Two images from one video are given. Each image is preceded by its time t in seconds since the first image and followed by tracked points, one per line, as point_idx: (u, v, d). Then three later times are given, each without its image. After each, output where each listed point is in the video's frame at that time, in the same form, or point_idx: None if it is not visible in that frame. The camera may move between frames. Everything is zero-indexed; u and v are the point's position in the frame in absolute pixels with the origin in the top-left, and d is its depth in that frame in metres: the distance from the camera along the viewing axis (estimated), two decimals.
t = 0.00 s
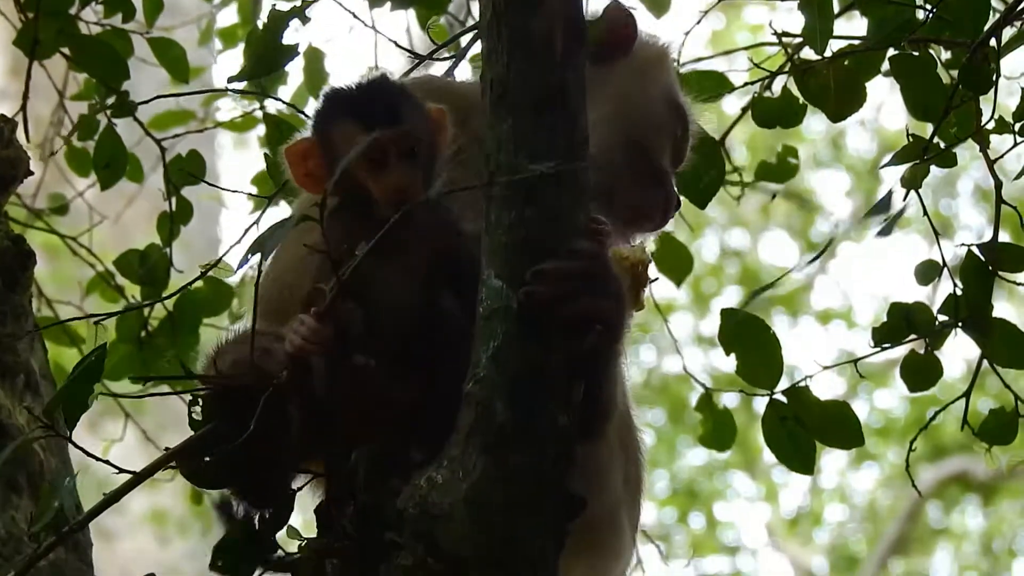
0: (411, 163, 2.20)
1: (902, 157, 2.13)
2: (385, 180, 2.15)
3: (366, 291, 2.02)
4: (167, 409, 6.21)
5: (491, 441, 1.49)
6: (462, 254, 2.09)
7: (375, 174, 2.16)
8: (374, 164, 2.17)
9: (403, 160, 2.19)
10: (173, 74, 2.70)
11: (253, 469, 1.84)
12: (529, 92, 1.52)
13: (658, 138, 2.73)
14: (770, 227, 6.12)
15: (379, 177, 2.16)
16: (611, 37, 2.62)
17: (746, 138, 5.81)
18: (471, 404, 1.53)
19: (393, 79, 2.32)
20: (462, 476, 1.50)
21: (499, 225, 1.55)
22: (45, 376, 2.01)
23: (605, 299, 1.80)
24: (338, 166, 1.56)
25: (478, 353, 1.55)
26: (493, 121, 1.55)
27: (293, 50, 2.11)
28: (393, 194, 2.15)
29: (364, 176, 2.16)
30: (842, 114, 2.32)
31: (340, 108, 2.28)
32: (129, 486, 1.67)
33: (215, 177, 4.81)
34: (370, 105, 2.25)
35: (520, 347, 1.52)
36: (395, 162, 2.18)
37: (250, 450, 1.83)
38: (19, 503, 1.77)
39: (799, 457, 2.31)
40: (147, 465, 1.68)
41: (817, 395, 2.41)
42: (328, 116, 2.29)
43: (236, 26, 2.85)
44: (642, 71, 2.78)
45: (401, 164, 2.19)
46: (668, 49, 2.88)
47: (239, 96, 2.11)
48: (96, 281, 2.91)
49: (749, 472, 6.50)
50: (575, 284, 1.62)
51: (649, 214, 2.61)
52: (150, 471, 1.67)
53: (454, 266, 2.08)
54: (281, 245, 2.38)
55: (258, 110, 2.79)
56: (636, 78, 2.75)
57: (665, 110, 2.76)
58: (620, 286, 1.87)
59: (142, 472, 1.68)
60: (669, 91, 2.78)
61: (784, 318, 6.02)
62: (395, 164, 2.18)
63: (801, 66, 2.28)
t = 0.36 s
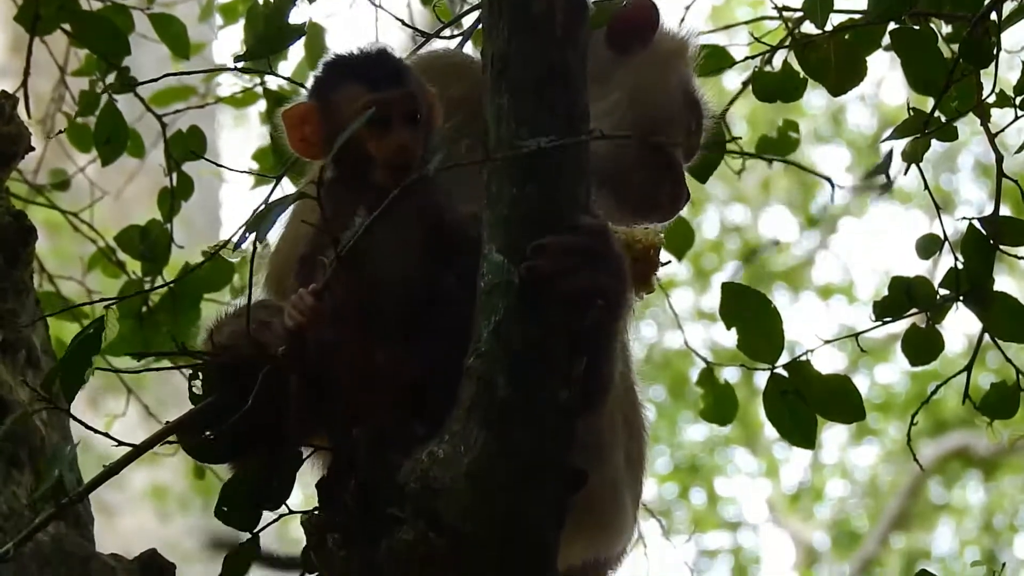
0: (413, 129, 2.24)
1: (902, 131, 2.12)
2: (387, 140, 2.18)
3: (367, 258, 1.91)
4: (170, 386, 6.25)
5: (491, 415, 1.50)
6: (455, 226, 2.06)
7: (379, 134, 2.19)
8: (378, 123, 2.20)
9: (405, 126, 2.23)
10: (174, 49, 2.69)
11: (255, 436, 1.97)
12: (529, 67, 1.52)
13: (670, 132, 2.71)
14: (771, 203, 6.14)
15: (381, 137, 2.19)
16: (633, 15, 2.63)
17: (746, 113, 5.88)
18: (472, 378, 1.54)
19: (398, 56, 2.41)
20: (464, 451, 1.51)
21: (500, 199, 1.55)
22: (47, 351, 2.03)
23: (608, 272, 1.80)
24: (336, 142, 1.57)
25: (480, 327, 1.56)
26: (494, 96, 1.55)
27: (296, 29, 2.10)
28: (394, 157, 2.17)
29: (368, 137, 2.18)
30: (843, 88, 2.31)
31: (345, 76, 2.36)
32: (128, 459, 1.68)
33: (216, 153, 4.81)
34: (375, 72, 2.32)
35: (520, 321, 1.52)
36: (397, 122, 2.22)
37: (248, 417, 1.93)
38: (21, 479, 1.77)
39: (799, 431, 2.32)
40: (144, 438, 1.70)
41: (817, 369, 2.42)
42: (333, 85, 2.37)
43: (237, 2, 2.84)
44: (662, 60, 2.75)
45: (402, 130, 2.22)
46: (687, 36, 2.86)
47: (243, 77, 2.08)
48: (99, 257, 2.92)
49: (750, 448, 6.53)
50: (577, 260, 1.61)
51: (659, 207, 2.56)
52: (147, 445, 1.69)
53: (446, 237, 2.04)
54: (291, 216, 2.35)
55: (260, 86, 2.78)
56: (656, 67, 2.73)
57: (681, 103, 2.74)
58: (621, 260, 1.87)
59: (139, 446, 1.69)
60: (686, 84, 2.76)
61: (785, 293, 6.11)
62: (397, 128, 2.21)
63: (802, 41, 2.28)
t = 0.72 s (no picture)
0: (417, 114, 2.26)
1: (908, 112, 2.11)
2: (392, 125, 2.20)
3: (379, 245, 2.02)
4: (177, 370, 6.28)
5: (499, 396, 1.50)
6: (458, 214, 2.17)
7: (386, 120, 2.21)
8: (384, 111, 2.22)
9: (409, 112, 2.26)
10: (180, 31, 2.68)
11: (259, 421, 1.92)
12: (534, 47, 1.53)
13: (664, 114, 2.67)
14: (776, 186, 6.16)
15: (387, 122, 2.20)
16: (621, 9, 2.75)
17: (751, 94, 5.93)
18: (479, 358, 1.54)
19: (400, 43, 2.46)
20: (471, 432, 1.51)
21: (506, 179, 1.55)
22: (53, 334, 2.03)
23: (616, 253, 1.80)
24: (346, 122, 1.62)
25: (487, 308, 1.56)
26: (499, 75, 1.56)
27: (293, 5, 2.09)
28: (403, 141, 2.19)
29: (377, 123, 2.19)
30: (850, 69, 2.30)
31: (348, 63, 2.40)
32: (135, 442, 1.69)
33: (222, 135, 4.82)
34: (379, 58, 2.36)
35: (528, 302, 1.52)
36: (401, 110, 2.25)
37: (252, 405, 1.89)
38: (29, 461, 1.77)
39: (808, 413, 2.31)
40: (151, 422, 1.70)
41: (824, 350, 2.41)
42: (334, 70, 2.41)
43: None
44: (651, 51, 2.74)
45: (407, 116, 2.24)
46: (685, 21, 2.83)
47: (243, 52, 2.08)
48: (106, 239, 2.92)
49: (756, 429, 6.57)
50: (586, 240, 1.58)
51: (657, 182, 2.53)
52: (154, 428, 1.68)
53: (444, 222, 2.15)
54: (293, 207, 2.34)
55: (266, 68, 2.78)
56: (646, 55, 2.73)
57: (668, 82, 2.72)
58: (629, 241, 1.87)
59: (147, 429, 1.69)
60: (676, 73, 2.74)
61: (791, 274, 6.16)
62: (402, 115, 2.24)
63: (808, 22, 2.26)
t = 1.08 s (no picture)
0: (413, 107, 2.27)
1: (925, 99, 2.08)
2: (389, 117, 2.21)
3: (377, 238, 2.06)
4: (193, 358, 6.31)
5: (516, 382, 1.49)
6: (462, 201, 2.19)
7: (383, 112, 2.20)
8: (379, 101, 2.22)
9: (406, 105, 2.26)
10: (196, 18, 2.68)
11: (278, 418, 1.84)
12: (552, 34, 1.53)
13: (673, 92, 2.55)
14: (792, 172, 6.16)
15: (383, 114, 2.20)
16: None
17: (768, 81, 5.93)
18: (496, 345, 1.53)
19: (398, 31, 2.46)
20: (488, 420, 1.50)
21: (523, 166, 1.55)
22: (70, 323, 2.03)
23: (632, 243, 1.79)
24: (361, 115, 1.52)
25: (504, 296, 1.55)
26: (517, 62, 1.56)
27: None
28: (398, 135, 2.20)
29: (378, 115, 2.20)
30: (866, 55, 2.27)
31: (346, 49, 2.39)
32: (154, 442, 1.68)
33: (237, 123, 4.83)
34: (376, 45, 2.36)
35: (545, 290, 1.51)
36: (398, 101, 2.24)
37: (270, 407, 1.83)
38: (45, 451, 1.76)
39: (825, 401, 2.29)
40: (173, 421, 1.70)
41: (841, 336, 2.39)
42: (334, 53, 2.41)
43: None
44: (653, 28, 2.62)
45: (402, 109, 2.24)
46: None
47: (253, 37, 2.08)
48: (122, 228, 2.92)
49: (774, 417, 6.54)
50: (602, 228, 1.59)
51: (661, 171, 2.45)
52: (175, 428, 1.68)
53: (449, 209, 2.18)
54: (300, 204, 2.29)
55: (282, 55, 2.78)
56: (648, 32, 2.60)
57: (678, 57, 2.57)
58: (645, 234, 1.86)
59: (168, 429, 1.69)
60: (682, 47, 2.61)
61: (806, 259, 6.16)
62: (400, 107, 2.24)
63: (824, 9, 2.23)
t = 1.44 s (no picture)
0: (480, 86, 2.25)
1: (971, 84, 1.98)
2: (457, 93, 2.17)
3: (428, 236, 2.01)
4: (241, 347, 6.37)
5: (567, 369, 1.49)
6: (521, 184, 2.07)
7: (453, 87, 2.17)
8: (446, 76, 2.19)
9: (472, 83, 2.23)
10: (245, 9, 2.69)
11: (332, 406, 1.89)
12: (599, 21, 1.52)
13: (720, 68, 2.52)
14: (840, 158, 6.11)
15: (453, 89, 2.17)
16: None
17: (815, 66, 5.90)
18: (547, 333, 1.53)
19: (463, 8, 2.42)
20: (539, 407, 1.50)
21: (571, 153, 1.54)
22: (121, 314, 2.04)
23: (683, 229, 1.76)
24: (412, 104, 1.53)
25: (554, 283, 1.54)
26: (563, 51, 1.54)
27: None
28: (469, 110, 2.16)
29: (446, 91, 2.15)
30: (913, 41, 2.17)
31: (403, 30, 2.34)
32: (205, 432, 1.68)
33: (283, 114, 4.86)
34: (440, 19, 2.33)
35: (595, 277, 1.50)
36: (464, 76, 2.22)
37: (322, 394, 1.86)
38: (97, 441, 1.77)
39: (877, 386, 2.25)
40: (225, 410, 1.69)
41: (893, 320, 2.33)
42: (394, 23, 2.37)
43: None
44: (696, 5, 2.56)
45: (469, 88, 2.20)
46: None
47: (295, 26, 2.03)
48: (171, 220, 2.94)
49: (823, 403, 6.46)
50: (653, 213, 1.57)
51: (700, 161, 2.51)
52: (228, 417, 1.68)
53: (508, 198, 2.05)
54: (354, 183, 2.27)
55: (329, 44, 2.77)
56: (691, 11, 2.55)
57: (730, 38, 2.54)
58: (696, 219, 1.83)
59: (219, 418, 1.69)
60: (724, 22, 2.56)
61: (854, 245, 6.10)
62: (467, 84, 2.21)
63: None
